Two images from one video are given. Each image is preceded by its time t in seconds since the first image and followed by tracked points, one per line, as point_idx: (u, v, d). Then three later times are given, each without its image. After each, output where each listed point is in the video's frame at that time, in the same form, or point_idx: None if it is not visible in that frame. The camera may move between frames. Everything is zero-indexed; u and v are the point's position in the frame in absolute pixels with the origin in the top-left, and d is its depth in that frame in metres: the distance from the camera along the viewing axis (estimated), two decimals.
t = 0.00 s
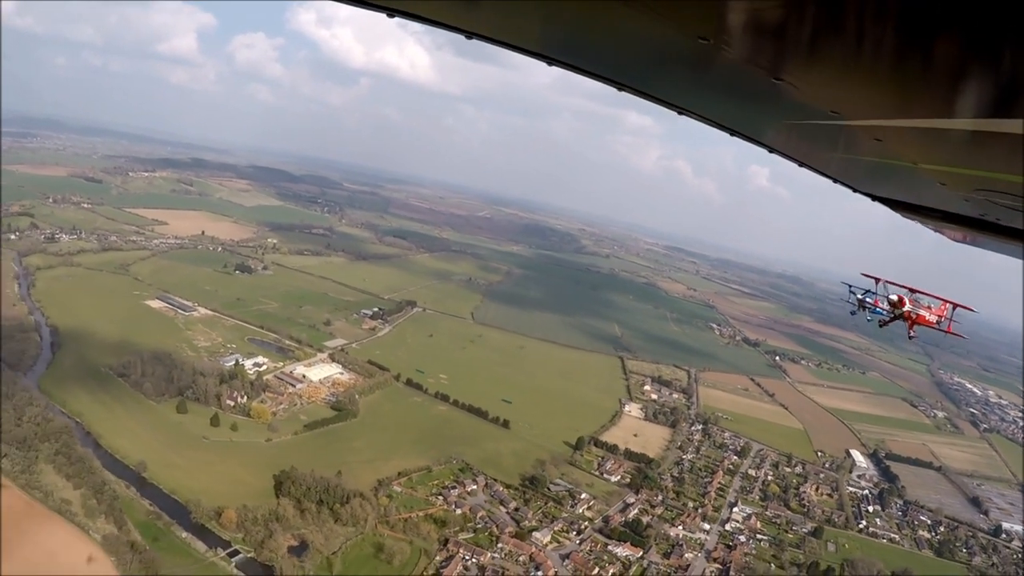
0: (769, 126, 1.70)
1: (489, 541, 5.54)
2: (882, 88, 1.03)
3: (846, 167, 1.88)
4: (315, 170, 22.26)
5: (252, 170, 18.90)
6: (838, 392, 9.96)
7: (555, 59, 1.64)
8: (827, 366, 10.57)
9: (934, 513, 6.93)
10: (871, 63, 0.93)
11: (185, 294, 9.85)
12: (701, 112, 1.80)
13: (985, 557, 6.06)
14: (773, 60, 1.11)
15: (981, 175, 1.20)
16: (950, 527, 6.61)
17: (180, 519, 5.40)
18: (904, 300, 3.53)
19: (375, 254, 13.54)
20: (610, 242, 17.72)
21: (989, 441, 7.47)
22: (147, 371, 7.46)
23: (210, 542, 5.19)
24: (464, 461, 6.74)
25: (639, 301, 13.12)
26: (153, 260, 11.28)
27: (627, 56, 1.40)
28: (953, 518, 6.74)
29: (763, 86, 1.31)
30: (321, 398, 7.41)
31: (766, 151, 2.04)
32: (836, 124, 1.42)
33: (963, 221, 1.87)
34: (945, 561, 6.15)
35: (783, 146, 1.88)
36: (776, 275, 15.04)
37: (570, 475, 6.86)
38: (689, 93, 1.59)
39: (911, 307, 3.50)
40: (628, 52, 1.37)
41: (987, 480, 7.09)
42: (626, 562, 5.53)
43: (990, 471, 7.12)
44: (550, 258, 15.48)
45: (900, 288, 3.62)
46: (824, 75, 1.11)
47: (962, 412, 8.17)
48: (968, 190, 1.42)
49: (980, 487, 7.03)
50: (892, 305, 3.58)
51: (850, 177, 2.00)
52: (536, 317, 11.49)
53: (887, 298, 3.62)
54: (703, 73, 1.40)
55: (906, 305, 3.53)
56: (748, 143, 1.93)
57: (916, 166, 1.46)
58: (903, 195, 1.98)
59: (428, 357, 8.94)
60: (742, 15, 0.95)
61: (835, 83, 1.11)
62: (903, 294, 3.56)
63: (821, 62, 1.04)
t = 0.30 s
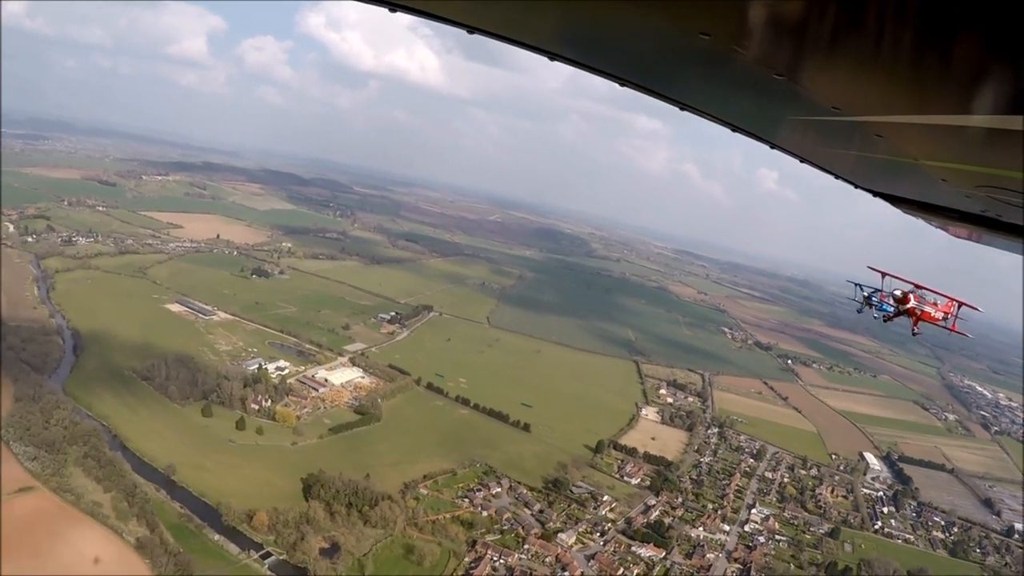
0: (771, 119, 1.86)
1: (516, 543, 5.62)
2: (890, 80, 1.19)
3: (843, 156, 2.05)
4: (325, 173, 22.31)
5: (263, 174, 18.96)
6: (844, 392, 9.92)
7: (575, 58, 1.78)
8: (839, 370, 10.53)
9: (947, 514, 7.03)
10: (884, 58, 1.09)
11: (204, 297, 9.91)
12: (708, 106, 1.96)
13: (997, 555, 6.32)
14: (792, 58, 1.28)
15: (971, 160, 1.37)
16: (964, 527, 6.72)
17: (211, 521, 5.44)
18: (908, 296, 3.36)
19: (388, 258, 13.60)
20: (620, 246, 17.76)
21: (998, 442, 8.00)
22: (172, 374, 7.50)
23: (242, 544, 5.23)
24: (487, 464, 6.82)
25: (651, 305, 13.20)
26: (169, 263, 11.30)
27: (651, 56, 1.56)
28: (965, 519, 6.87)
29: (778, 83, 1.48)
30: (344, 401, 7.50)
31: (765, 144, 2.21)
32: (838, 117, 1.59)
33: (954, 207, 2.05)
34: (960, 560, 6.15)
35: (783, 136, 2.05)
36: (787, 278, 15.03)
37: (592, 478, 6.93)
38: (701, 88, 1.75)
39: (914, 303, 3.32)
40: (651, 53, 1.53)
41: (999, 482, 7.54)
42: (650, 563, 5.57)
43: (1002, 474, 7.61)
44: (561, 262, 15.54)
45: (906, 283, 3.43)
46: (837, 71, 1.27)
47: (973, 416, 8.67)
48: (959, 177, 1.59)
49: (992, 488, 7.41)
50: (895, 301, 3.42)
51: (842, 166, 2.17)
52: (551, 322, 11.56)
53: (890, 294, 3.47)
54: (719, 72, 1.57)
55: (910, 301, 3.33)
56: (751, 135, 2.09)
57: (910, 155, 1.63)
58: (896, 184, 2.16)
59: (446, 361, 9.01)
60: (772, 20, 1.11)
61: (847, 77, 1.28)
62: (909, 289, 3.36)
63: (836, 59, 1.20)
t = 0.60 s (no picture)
0: (777, 121, 1.75)
1: (540, 547, 5.69)
2: (909, 85, 1.08)
3: (847, 159, 1.95)
4: (332, 180, 22.45)
5: (272, 180, 19.10)
6: (853, 400, 9.72)
7: (567, 58, 1.66)
8: (847, 377, 10.35)
9: (958, 518, 6.86)
10: (907, 60, 0.98)
11: (220, 305, 10.00)
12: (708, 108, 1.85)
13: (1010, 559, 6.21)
14: (806, 61, 1.16)
15: (994, 162, 1.25)
16: (974, 531, 6.63)
17: (240, 528, 5.47)
18: (907, 297, 3.24)
19: (400, 266, 13.74)
20: (627, 254, 17.88)
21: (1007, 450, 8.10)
22: (193, 382, 7.55)
23: (271, 550, 5.26)
24: (509, 470, 6.89)
25: (661, 313, 13.23)
26: (184, 270, 11.36)
27: (648, 59, 1.45)
28: (976, 523, 6.77)
29: (788, 86, 1.36)
30: (364, 408, 7.58)
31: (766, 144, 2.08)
32: (847, 119, 1.47)
33: (966, 209, 1.93)
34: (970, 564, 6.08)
35: (788, 139, 1.93)
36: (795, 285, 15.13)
37: (612, 484, 6.99)
38: (701, 91, 1.64)
39: (914, 304, 3.21)
40: (647, 54, 1.41)
41: (1007, 488, 7.49)
42: (671, 566, 5.65)
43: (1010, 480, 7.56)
44: (570, 270, 15.68)
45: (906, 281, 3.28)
46: (854, 75, 1.16)
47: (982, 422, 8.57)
48: (977, 180, 1.47)
49: (1000, 493, 7.39)
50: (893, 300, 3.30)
51: (849, 169, 2.06)
52: (564, 330, 11.68)
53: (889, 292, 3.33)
54: (723, 75, 1.45)
55: (909, 302, 3.21)
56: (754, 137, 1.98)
57: (920, 156, 1.53)
58: (906, 186, 2.04)
59: (463, 368, 9.10)
60: (784, 22, 1.00)
61: (864, 80, 1.16)
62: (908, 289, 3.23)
63: (855, 61, 1.08)
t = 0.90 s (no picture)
0: (784, 123, 1.76)
1: (561, 548, 5.78)
2: (917, 89, 1.12)
3: (851, 164, 1.98)
4: (338, 184, 22.54)
5: (278, 185, 19.16)
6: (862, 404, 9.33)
7: (572, 56, 1.67)
8: (853, 381, 9.94)
9: (966, 519, 6.74)
10: (917, 65, 1.01)
11: (234, 309, 10.07)
12: (714, 111, 1.86)
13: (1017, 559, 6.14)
14: (817, 64, 1.19)
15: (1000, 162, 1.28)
16: (980, 531, 6.61)
17: (266, 530, 5.52)
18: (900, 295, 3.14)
19: (408, 271, 13.83)
20: (632, 258, 17.97)
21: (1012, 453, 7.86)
22: (212, 388, 7.59)
23: (299, 552, 5.33)
24: (527, 473, 6.97)
25: (668, 318, 13.25)
26: (197, 275, 11.44)
27: (657, 58, 1.47)
28: (983, 524, 6.72)
29: (796, 90, 1.39)
30: (382, 412, 7.66)
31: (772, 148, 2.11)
32: (854, 122, 1.51)
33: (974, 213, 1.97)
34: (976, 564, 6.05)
35: (794, 142, 1.94)
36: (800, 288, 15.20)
37: (628, 486, 7.07)
38: (709, 92, 1.65)
39: (906, 302, 3.10)
40: (661, 55, 1.44)
41: (1012, 489, 7.32)
42: (689, 565, 5.76)
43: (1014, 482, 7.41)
44: (577, 275, 15.78)
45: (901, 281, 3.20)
46: (862, 79, 1.19)
47: (986, 425, 8.31)
48: (981, 181, 1.50)
49: (1006, 495, 7.23)
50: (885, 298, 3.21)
51: (854, 173, 2.08)
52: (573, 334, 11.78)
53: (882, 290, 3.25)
54: (732, 76, 1.47)
55: (901, 301, 3.12)
56: (760, 140, 1.99)
57: (927, 159, 1.57)
58: (911, 190, 2.07)
59: (477, 373, 9.19)
60: (796, 26, 1.03)
61: (872, 84, 1.19)
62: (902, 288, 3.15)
63: (865, 65, 1.12)
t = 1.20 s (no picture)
0: (790, 126, 1.78)
1: (578, 548, 5.88)
2: (923, 91, 1.16)
3: (856, 167, 2.01)
4: (341, 187, 22.60)
5: (282, 188, 19.21)
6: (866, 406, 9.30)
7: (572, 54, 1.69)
8: (856, 383, 9.91)
9: (969, 519, 6.80)
10: (921, 68, 1.07)
11: (244, 313, 10.13)
12: (718, 112, 1.89)
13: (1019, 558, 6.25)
14: (824, 66, 1.24)
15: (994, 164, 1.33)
16: (983, 531, 6.64)
17: (290, 532, 5.60)
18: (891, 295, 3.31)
19: (415, 275, 13.92)
20: (634, 261, 18.12)
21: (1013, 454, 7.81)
22: (228, 391, 7.64)
23: (324, 553, 5.41)
24: (541, 474, 7.08)
25: (672, 321, 13.31)
26: (206, 278, 11.50)
27: (662, 59, 1.50)
28: (986, 524, 6.76)
29: (802, 92, 1.42)
30: (396, 415, 7.74)
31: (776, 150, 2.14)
32: (859, 125, 1.54)
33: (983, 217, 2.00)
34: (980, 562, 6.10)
35: (799, 144, 1.96)
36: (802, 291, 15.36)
37: (640, 487, 7.18)
38: (712, 92, 1.67)
39: (897, 301, 3.28)
40: (670, 57, 1.47)
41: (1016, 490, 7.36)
42: (702, 564, 5.86)
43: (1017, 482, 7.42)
44: (581, 279, 15.93)
45: (891, 279, 3.39)
46: (868, 83, 1.24)
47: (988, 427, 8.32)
48: (984, 185, 1.55)
49: (1008, 496, 7.24)
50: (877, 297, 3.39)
51: (861, 174, 2.11)
52: (579, 338, 11.92)
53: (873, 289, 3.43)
54: (736, 79, 1.50)
55: (891, 301, 3.32)
56: (763, 143, 2.00)
57: (930, 162, 1.60)
58: (919, 192, 2.10)
59: (487, 376, 9.30)
60: (805, 29, 1.08)
61: (877, 86, 1.23)
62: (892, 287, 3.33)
63: (871, 67, 1.16)
